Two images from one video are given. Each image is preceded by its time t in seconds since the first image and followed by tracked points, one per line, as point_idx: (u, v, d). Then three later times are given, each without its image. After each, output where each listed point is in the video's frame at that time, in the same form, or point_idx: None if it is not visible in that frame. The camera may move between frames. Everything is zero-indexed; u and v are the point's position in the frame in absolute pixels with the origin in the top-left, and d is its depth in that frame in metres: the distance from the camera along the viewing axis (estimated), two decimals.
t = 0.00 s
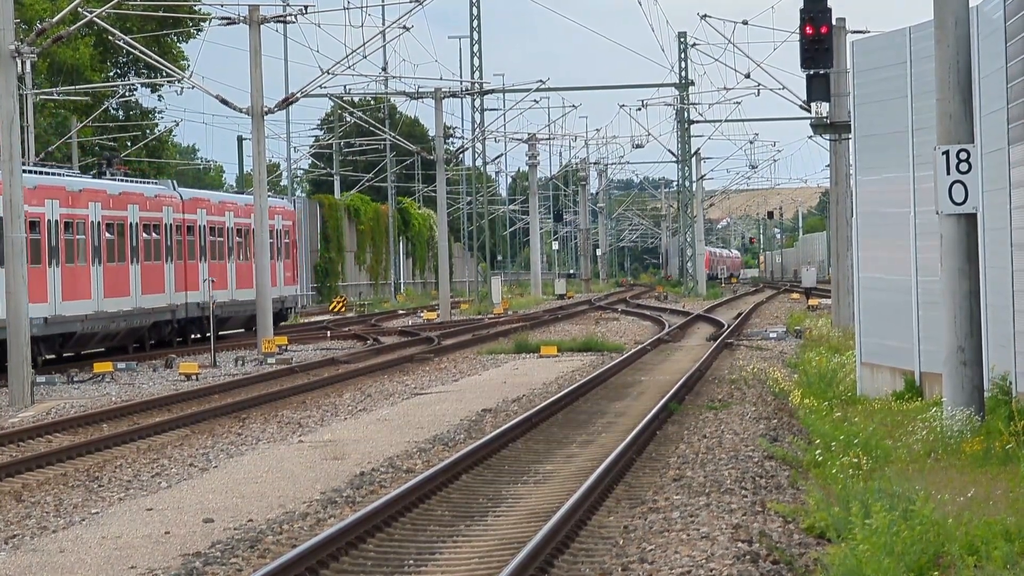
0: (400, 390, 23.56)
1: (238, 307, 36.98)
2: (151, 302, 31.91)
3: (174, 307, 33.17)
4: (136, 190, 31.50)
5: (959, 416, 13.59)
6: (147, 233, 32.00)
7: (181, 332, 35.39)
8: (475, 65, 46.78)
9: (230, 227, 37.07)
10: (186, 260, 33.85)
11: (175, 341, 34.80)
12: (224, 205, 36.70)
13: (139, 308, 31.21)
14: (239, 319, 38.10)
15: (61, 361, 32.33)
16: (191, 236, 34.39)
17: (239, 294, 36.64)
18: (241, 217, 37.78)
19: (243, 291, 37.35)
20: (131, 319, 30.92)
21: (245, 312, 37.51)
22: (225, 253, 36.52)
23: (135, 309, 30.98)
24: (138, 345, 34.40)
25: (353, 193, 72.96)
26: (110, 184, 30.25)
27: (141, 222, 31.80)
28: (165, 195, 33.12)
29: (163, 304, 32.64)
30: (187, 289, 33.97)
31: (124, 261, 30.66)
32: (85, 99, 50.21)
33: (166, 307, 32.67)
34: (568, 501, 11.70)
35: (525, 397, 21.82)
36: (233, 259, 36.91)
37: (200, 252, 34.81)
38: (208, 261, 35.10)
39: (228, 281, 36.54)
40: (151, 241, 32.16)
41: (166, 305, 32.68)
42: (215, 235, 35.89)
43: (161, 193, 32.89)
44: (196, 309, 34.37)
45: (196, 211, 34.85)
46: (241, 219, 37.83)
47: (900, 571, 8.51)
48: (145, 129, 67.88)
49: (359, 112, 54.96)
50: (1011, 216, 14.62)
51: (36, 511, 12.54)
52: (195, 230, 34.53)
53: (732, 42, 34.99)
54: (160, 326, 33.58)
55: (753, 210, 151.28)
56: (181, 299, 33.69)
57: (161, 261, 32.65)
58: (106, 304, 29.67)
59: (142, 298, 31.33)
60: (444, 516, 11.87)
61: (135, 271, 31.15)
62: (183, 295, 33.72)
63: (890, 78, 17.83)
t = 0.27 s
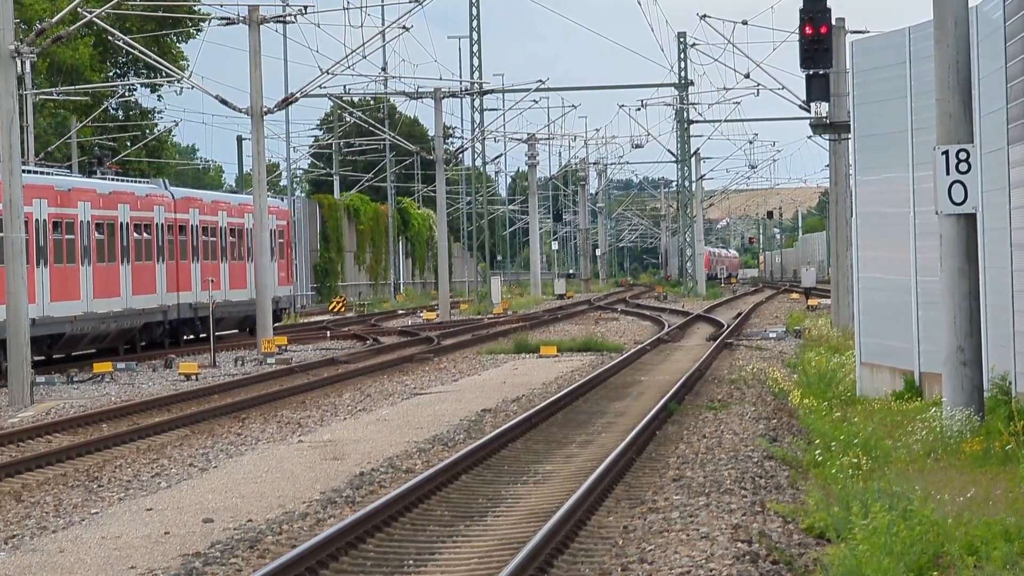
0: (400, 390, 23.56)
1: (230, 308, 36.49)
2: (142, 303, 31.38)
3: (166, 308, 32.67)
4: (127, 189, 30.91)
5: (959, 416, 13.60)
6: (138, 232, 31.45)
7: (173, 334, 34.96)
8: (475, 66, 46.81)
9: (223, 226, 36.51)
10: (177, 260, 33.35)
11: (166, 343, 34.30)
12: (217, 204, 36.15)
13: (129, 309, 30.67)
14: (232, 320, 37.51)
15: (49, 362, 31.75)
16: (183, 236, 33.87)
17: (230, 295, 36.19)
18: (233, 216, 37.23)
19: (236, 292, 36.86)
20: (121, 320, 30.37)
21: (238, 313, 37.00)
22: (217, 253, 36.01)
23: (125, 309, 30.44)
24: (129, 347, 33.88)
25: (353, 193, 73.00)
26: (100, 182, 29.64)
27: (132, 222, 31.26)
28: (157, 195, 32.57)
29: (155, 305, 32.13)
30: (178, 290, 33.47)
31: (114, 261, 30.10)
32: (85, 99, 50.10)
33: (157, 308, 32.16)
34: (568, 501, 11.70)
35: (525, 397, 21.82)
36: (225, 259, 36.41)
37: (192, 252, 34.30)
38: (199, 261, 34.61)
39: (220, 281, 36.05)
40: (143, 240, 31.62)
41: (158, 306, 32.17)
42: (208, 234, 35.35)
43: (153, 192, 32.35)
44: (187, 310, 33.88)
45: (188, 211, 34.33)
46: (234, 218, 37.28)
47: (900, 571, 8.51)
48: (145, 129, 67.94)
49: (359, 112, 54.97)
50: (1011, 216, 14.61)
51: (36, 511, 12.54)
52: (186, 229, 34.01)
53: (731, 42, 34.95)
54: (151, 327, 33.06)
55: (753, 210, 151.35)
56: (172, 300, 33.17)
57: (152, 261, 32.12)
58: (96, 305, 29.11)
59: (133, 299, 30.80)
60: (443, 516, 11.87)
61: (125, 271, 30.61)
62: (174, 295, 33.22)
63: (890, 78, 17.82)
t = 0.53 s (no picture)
0: (400, 390, 23.58)
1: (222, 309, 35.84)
2: (133, 305, 30.68)
3: (158, 309, 32.00)
4: (117, 188, 30.17)
5: (959, 416, 13.61)
6: (129, 232, 30.72)
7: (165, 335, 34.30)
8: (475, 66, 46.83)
9: (216, 226, 35.79)
10: (169, 261, 32.68)
11: (158, 345, 33.69)
12: (210, 203, 35.43)
13: (119, 310, 29.94)
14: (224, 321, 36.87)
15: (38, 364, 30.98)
16: (174, 236, 33.16)
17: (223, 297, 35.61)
18: (226, 216, 36.52)
19: (229, 292, 36.19)
20: (112, 322, 29.65)
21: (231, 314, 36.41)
22: (210, 253, 35.34)
23: (116, 311, 29.73)
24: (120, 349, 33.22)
25: (353, 193, 73.04)
26: (90, 181, 28.87)
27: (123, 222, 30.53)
28: (148, 194, 31.84)
29: (147, 306, 31.43)
30: (170, 291, 32.82)
31: (105, 261, 29.36)
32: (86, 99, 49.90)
33: (149, 309, 31.46)
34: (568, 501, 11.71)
35: (525, 397, 21.84)
36: (218, 259, 35.74)
37: (184, 253, 33.64)
38: (191, 262, 33.94)
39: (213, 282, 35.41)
40: (134, 240, 30.90)
41: (149, 308, 31.47)
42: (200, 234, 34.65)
43: (144, 191, 31.62)
44: (178, 311, 33.23)
45: (180, 210, 33.64)
46: (227, 219, 36.57)
47: (900, 571, 8.51)
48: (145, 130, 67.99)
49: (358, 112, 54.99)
50: (1010, 217, 14.62)
51: (36, 511, 12.55)
52: (178, 230, 33.32)
53: (731, 42, 34.94)
54: (142, 328, 32.35)
55: (752, 209, 151.46)
56: (164, 302, 32.51)
57: (144, 261, 31.42)
58: (85, 306, 28.38)
59: (124, 300, 30.10)
60: (443, 516, 11.89)
61: (116, 272, 29.87)
62: (167, 297, 32.56)
63: (890, 78, 17.80)
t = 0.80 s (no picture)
0: (400, 390, 23.56)
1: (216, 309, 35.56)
2: (123, 305, 30.35)
3: (149, 310, 31.70)
4: (108, 187, 29.81)
5: (958, 416, 13.61)
6: (120, 232, 30.38)
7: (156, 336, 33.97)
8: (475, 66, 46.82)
9: (209, 226, 35.47)
10: (160, 261, 32.36)
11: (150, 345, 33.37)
12: (203, 202, 35.10)
13: (110, 311, 29.63)
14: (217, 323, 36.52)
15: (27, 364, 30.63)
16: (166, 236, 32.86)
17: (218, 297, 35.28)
18: (220, 216, 36.19)
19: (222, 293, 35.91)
20: (102, 323, 29.32)
21: (226, 315, 36.13)
22: (204, 253, 35.03)
23: (105, 312, 29.40)
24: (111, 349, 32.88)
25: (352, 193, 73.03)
26: (80, 180, 28.50)
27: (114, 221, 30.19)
28: (140, 193, 31.50)
29: (138, 307, 31.15)
30: (162, 291, 32.53)
31: (94, 261, 29.02)
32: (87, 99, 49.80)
33: (140, 310, 31.18)
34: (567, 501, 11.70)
35: (524, 397, 21.83)
36: (212, 259, 35.43)
37: (176, 252, 33.35)
38: (184, 262, 33.62)
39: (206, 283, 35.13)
40: (124, 240, 30.56)
41: (140, 309, 31.18)
42: (192, 234, 34.33)
43: (135, 191, 31.27)
44: (171, 312, 32.97)
45: (172, 210, 33.31)
46: (221, 218, 36.25)
47: (899, 571, 8.52)
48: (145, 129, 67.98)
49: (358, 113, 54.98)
50: (1010, 217, 14.62)
51: (36, 511, 12.54)
52: (170, 229, 32.99)
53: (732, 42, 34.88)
54: (134, 329, 32.05)
55: (752, 209, 151.49)
56: (156, 302, 32.25)
57: (135, 262, 31.12)
58: (74, 307, 28.01)
59: (114, 301, 29.81)
60: (442, 516, 11.88)
61: (106, 272, 29.53)
62: (158, 297, 32.29)
63: (890, 78, 17.79)
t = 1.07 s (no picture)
0: (399, 390, 23.57)
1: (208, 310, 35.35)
2: (113, 306, 30.10)
3: (140, 311, 31.48)
4: (97, 187, 29.57)
5: (958, 416, 13.61)
6: (110, 232, 30.14)
7: (148, 338, 33.68)
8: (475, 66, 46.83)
9: (201, 226, 35.23)
10: (151, 261, 32.15)
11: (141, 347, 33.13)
12: (194, 202, 34.88)
13: (100, 312, 29.39)
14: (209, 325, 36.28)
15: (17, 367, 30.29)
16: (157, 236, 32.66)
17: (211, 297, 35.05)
18: (212, 216, 35.94)
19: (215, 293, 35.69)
20: (92, 324, 29.04)
21: (219, 316, 35.89)
22: (195, 253, 34.81)
23: (95, 313, 29.12)
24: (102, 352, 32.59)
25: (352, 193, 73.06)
26: (69, 180, 28.23)
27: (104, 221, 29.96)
28: (131, 193, 31.29)
29: (128, 308, 30.93)
30: (153, 292, 32.31)
31: (84, 262, 28.75)
32: (87, 99, 49.71)
33: (131, 311, 30.96)
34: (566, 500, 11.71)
35: (524, 397, 21.84)
36: (204, 259, 35.20)
37: (167, 253, 33.15)
38: (174, 262, 33.43)
39: (198, 283, 34.93)
40: (115, 240, 30.32)
41: (131, 309, 30.92)
42: (184, 234, 34.10)
43: (125, 190, 31.05)
44: (162, 313, 32.76)
45: (163, 210, 33.12)
46: (213, 218, 36.01)
47: (899, 571, 8.51)
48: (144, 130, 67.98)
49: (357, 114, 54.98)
50: (1010, 217, 14.63)
51: (35, 511, 12.55)
52: (161, 229, 32.79)
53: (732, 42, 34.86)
54: (125, 331, 31.78)
55: (752, 210, 151.58)
56: (147, 303, 32.03)
57: (126, 262, 30.90)
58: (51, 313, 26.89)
59: (105, 302, 29.58)
60: (442, 516, 11.88)
61: (95, 273, 29.26)
62: (149, 298, 32.08)
63: (890, 78, 17.80)
